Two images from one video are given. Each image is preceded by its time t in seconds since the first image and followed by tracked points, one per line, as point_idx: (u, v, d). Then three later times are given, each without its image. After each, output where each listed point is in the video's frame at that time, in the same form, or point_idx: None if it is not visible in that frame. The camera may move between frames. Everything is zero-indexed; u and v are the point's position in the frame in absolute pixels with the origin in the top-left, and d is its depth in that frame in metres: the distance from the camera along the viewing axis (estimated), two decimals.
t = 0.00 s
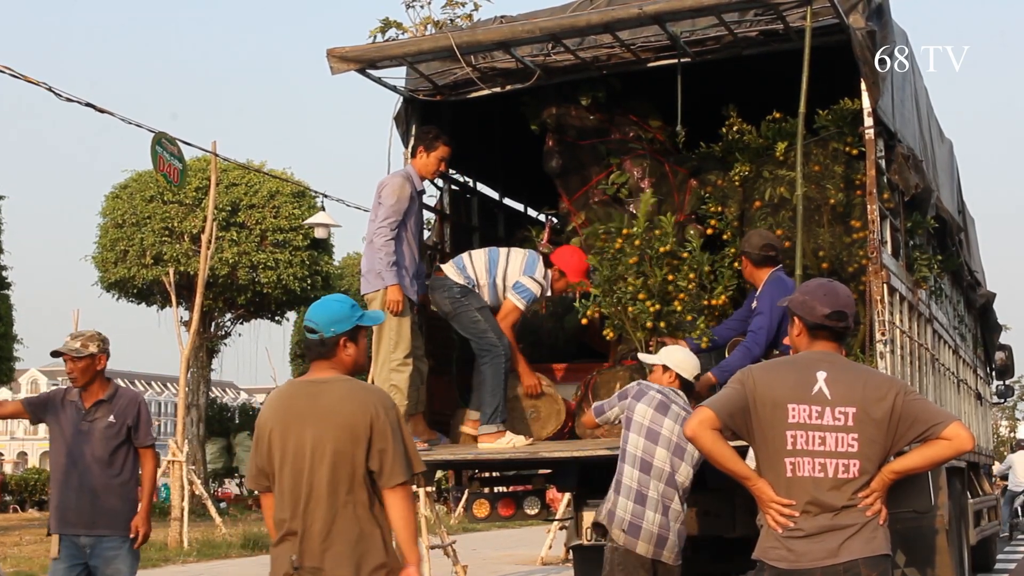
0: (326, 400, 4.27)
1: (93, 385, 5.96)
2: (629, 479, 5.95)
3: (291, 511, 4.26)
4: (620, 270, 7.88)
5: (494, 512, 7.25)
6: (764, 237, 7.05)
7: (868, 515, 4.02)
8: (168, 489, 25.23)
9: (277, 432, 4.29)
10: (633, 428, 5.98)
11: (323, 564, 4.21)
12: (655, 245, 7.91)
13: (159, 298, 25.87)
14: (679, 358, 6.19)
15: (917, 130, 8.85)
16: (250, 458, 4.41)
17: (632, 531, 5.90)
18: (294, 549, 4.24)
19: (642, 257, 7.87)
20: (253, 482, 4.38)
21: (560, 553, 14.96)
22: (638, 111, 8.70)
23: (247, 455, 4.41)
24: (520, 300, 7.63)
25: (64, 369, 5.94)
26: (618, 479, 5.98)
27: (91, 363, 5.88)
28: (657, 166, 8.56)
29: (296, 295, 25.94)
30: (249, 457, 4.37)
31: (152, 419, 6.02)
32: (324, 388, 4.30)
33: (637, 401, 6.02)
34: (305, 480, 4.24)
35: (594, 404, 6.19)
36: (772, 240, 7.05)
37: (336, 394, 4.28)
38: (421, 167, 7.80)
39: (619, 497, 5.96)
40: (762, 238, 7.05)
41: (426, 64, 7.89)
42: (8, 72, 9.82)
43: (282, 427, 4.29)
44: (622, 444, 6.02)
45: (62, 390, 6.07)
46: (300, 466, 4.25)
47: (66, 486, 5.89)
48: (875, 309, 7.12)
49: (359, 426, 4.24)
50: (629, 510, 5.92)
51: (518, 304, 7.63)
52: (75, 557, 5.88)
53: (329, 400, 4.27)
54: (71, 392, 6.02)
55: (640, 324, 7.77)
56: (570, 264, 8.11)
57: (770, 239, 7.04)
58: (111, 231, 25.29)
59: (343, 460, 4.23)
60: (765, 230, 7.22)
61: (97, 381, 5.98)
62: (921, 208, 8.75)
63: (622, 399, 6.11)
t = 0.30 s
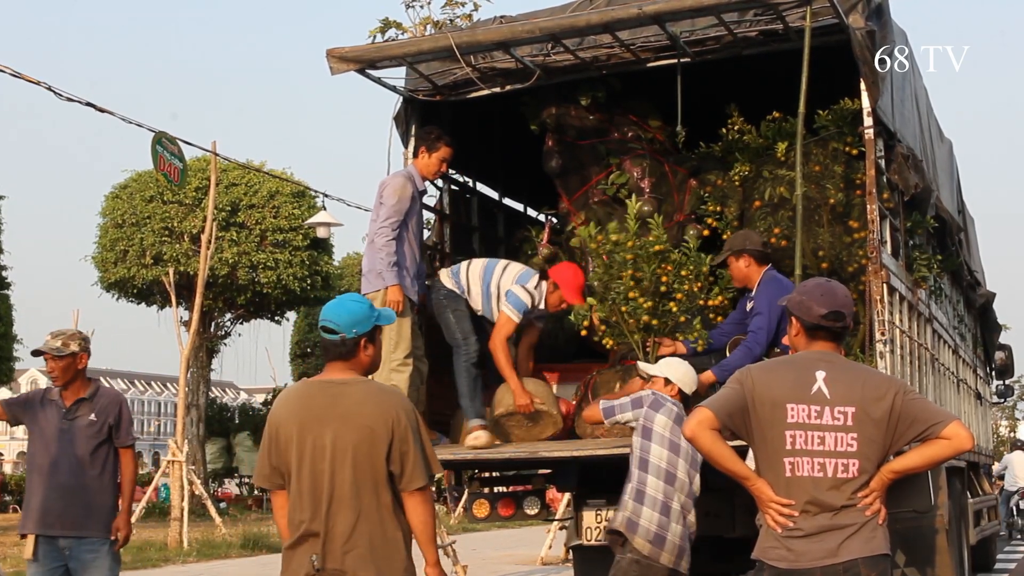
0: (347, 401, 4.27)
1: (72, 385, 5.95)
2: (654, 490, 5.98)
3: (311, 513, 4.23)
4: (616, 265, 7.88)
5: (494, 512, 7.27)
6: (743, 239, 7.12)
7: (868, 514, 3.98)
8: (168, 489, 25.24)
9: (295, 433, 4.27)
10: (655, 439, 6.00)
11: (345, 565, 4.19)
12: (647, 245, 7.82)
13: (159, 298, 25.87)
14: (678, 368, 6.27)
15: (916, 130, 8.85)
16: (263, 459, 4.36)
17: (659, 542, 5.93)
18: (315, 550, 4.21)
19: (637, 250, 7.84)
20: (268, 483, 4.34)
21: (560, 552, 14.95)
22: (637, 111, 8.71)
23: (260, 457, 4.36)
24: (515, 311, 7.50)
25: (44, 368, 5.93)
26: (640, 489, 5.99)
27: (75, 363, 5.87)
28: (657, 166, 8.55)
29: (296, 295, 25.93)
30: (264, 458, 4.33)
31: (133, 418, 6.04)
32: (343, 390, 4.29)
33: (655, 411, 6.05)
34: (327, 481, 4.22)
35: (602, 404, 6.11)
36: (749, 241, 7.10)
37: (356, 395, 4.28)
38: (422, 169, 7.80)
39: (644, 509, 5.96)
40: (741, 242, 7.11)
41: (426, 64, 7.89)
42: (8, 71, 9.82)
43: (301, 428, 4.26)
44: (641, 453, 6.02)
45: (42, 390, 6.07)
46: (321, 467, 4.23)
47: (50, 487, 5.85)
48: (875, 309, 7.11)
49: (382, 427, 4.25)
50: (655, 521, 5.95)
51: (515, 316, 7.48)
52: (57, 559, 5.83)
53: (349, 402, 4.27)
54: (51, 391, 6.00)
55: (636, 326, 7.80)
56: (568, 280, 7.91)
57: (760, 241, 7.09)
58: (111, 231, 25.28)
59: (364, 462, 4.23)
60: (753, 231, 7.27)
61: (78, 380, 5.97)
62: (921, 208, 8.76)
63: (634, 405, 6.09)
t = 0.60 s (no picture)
0: (361, 402, 4.26)
1: (60, 387, 5.94)
2: (670, 504, 5.99)
3: (323, 512, 4.22)
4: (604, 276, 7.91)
5: (494, 512, 7.27)
6: (749, 238, 7.09)
7: (867, 514, 3.98)
8: (168, 490, 25.26)
9: (307, 432, 4.24)
10: (669, 455, 5.98)
11: (356, 566, 4.19)
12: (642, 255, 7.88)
13: (159, 299, 25.87)
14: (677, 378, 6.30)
15: (916, 130, 8.86)
16: (269, 456, 4.31)
17: (677, 556, 5.96)
18: (326, 550, 4.21)
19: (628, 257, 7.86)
20: (274, 481, 4.29)
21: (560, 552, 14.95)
22: (637, 112, 8.72)
23: (266, 454, 4.30)
24: (497, 322, 7.49)
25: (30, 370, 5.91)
26: (656, 503, 5.98)
27: (61, 364, 5.85)
28: (657, 166, 8.55)
29: (296, 295, 25.92)
30: (270, 456, 4.27)
31: (121, 417, 6.04)
32: (356, 391, 4.28)
33: (666, 425, 6.00)
34: (340, 482, 4.21)
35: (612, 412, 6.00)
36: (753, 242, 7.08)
37: (370, 397, 4.27)
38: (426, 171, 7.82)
39: (661, 523, 5.96)
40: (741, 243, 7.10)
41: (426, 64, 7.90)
42: (8, 72, 9.83)
43: (313, 427, 4.24)
44: (656, 468, 5.98)
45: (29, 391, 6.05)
46: (334, 467, 4.22)
47: (43, 490, 5.83)
48: (875, 309, 7.11)
49: (396, 429, 4.26)
50: (673, 535, 5.97)
51: (498, 327, 7.47)
52: (49, 561, 5.85)
53: (362, 403, 4.26)
54: (37, 392, 5.99)
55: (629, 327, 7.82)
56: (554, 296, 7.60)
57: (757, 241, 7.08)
58: (111, 231, 25.28)
59: (378, 463, 4.23)
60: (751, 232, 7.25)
61: (65, 381, 5.96)
62: (921, 208, 8.76)
63: (644, 417, 5.99)
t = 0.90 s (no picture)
0: (362, 403, 4.26)
1: (67, 388, 5.94)
2: (673, 511, 5.99)
3: (323, 512, 4.22)
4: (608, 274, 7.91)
5: (494, 512, 7.29)
6: (743, 240, 7.08)
7: (867, 514, 3.97)
8: (168, 490, 25.27)
9: (309, 432, 4.24)
10: (675, 462, 5.97)
11: (355, 566, 4.20)
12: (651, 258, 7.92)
13: (159, 300, 25.86)
14: (674, 384, 6.21)
15: (916, 129, 8.86)
16: (271, 454, 4.31)
17: (678, 561, 5.97)
18: (326, 550, 4.21)
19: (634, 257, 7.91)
20: (275, 480, 4.30)
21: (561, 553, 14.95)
22: (637, 112, 8.71)
23: (268, 452, 4.30)
24: (477, 331, 7.47)
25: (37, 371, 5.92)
26: (657, 508, 5.97)
27: (63, 364, 5.88)
28: (656, 166, 8.55)
29: (296, 296, 25.91)
30: (272, 453, 4.28)
31: (130, 418, 6.00)
32: (358, 391, 4.28)
33: (671, 432, 6.00)
34: (340, 482, 4.21)
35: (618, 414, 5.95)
36: (751, 241, 7.08)
37: (372, 398, 4.27)
38: (424, 169, 7.81)
39: (663, 528, 5.95)
40: (739, 244, 7.09)
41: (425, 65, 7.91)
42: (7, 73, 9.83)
43: (314, 427, 4.24)
44: (660, 474, 5.96)
45: (38, 393, 6.05)
46: (335, 467, 4.22)
47: (49, 490, 5.84)
48: (875, 309, 7.11)
49: (397, 431, 4.26)
50: (674, 540, 5.97)
51: (480, 335, 7.46)
52: (57, 562, 5.84)
53: (363, 403, 4.26)
54: (46, 394, 5.99)
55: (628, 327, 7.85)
56: (529, 302, 7.41)
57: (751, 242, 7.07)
58: (110, 232, 25.28)
59: (379, 464, 4.23)
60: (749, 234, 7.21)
61: (72, 381, 5.95)
62: (921, 208, 8.76)
63: (651, 422, 5.96)
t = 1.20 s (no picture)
0: (362, 403, 4.26)
1: (78, 385, 5.93)
2: (659, 505, 6.08)
3: (322, 512, 4.22)
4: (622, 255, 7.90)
5: (493, 513, 7.28)
6: (744, 240, 7.07)
7: (868, 514, 3.97)
8: (168, 491, 25.28)
9: (309, 432, 4.24)
10: (661, 457, 6.09)
11: (355, 566, 4.19)
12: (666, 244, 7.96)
13: (158, 300, 25.86)
14: (657, 378, 6.19)
15: (915, 130, 8.87)
16: (272, 455, 4.31)
17: (663, 551, 6.07)
18: (325, 550, 4.21)
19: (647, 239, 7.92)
20: (276, 480, 4.30)
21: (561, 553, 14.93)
22: (636, 112, 8.70)
23: (269, 453, 4.30)
24: (476, 339, 7.40)
25: (50, 369, 5.92)
26: (645, 501, 6.05)
27: (74, 361, 5.86)
28: (656, 166, 8.54)
29: (295, 296, 25.91)
30: (272, 454, 4.28)
31: (143, 416, 5.98)
32: (359, 392, 4.28)
33: (659, 428, 6.09)
34: (340, 481, 4.21)
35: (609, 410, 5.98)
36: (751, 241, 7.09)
37: (372, 398, 4.28)
38: (429, 170, 7.80)
39: (651, 520, 6.04)
40: (740, 243, 7.09)
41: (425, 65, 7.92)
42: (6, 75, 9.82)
43: (314, 427, 4.24)
44: (648, 469, 6.06)
45: (51, 391, 6.04)
46: (334, 467, 4.22)
47: (61, 487, 5.83)
48: (875, 309, 7.11)
49: (397, 431, 4.26)
50: (661, 534, 6.07)
51: (479, 345, 7.39)
52: (69, 559, 5.82)
53: (364, 403, 4.26)
54: (59, 391, 5.99)
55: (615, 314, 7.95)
56: (525, 315, 7.35)
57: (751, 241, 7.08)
58: (110, 233, 25.27)
59: (379, 464, 4.23)
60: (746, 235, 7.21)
61: (85, 378, 5.94)
62: (920, 208, 8.76)
63: (643, 418, 6.03)
